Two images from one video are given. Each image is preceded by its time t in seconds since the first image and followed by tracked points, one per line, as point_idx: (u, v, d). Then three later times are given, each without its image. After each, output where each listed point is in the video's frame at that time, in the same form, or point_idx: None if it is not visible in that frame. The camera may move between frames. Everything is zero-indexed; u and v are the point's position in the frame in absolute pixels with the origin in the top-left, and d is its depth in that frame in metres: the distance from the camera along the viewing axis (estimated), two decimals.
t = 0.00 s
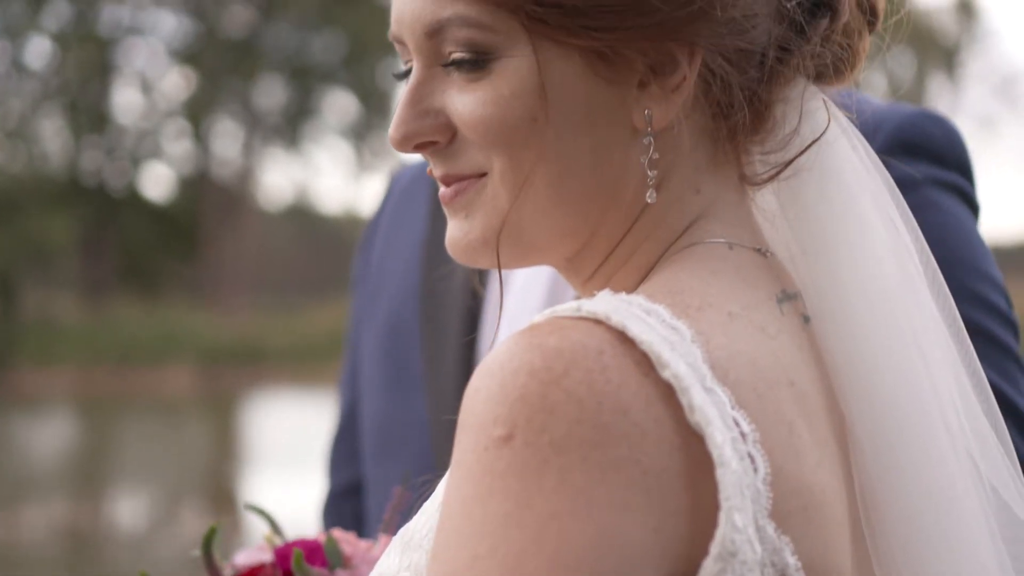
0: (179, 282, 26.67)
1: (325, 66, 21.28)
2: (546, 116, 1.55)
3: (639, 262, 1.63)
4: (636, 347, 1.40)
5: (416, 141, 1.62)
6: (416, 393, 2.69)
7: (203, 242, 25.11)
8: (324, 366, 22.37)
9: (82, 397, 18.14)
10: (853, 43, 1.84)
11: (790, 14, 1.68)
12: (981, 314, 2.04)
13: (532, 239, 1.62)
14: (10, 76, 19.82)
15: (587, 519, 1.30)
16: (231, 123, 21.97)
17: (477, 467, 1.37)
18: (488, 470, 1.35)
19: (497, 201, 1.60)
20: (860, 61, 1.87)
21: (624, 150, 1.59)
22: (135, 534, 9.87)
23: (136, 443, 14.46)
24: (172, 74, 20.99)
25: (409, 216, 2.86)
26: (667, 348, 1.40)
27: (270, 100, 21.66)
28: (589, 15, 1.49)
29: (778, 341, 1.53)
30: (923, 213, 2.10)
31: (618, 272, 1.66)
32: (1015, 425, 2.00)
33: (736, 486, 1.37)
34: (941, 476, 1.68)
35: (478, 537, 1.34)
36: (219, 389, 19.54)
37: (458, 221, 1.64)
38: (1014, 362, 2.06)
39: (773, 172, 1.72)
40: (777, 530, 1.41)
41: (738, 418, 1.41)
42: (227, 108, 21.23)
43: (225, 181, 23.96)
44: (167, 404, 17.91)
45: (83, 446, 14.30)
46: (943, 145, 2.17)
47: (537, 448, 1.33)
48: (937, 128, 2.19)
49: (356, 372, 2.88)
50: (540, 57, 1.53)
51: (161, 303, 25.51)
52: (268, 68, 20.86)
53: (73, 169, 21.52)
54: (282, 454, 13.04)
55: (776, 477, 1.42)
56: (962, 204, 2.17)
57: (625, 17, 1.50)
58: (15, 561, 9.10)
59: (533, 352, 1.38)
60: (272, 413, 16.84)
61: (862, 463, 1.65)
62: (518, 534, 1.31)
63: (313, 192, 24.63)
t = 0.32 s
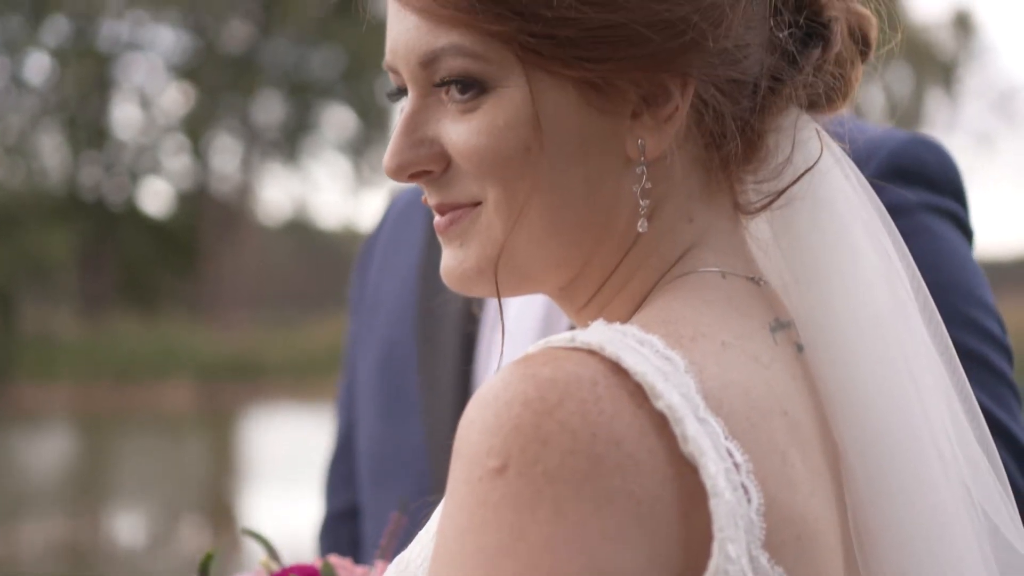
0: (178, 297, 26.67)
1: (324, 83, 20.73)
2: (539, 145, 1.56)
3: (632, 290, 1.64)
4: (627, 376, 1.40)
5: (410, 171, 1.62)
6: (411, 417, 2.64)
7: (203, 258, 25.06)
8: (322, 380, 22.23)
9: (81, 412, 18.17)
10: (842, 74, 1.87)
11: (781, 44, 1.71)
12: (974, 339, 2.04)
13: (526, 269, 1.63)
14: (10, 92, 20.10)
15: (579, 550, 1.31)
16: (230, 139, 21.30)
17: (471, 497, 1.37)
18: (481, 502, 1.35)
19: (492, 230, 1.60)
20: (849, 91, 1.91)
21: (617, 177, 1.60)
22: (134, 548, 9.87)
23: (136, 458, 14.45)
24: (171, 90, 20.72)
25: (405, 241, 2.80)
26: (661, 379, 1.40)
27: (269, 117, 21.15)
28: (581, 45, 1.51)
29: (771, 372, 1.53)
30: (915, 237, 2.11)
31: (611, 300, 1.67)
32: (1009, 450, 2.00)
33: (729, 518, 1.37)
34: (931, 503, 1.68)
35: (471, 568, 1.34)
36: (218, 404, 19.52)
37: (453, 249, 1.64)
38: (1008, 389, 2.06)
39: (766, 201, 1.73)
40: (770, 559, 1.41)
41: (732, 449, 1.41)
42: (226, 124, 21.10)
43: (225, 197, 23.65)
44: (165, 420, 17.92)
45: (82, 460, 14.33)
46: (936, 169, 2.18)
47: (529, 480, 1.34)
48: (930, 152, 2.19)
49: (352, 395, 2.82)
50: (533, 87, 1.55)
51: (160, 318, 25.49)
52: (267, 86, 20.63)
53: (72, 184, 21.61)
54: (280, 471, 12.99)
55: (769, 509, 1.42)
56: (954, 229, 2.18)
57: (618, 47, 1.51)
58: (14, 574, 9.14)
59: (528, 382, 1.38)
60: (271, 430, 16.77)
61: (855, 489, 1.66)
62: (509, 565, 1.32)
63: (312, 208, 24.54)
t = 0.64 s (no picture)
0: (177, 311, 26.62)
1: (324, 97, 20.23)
2: (536, 177, 1.57)
3: (631, 319, 1.65)
4: (626, 409, 1.40)
5: (408, 200, 1.62)
6: (408, 440, 2.60)
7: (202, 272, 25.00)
8: (320, 394, 22.11)
9: (80, 429, 18.06)
10: (839, 104, 1.89)
11: (777, 75, 1.72)
12: (971, 366, 2.04)
13: (523, 298, 1.63)
14: (9, 108, 19.94)
15: None
16: (230, 156, 21.32)
17: (469, 531, 1.36)
18: (479, 535, 1.35)
19: (488, 261, 1.61)
20: (847, 119, 1.92)
21: (615, 208, 1.61)
22: (131, 564, 9.83)
23: (132, 474, 14.40)
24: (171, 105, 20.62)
25: (402, 268, 2.75)
26: (659, 414, 1.39)
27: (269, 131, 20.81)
28: (579, 76, 1.52)
29: (770, 403, 1.53)
30: (911, 265, 2.11)
31: (608, 330, 1.67)
32: (1004, 474, 2.00)
33: (727, 551, 1.37)
34: (929, 532, 1.69)
35: None
36: (216, 419, 19.45)
37: (450, 279, 1.65)
38: (1005, 416, 2.06)
39: (764, 230, 1.74)
40: None
41: (729, 481, 1.41)
42: (226, 139, 21.00)
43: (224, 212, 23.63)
44: (162, 435, 17.84)
45: (79, 477, 14.22)
46: (932, 196, 2.18)
47: (528, 512, 1.33)
48: (924, 179, 2.19)
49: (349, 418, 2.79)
50: (529, 118, 1.56)
51: (160, 333, 25.46)
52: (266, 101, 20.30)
53: (71, 200, 21.60)
54: (278, 486, 12.93)
55: (767, 539, 1.42)
56: (950, 254, 2.18)
57: (616, 80, 1.53)
58: None
59: (525, 414, 1.38)
60: (268, 445, 16.67)
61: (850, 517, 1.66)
62: None
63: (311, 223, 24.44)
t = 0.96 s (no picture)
0: (177, 326, 26.66)
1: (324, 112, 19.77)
2: (537, 208, 1.58)
3: (632, 348, 1.66)
4: (627, 440, 1.40)
5: (408, 233, 1.63)
6: (407, 467, 2.58)
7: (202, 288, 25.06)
8: (319, 409, 22.09)
9: (80, 443, 18.06)
10: (840, 133, 1.90)
11: (777, 105, 1.74)
12: (971, 393, 2.04)
13: (524, 329, 1.64)
14: (9, 123, 20.00)
15: None
16: (229, 170, 21.34)
17: (469, 565, 1.37)
18: (479, 567, 1.35)
19: (489, 291, 1.62)
20: (846, 146, 1.93)
21: (615, 239, 1.63)
22: None
23: (130, 488, 14.46)
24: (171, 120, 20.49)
25: (402, 289, 2.75)
26: (660, 445, 1.40)
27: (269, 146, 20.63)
28: (580, 109, 1.54)
29: (771, 435, 1.53)
30: (909, 291, 2.11)
31: (608, 364, 1.69)
32: (1002, 501, 1.99)
33: None
34: (928, 557, 1.70)
35: None
36: (215, 433, 19.49)
37: (451, 310, 1.66)
38: (1004, 442, 2.06)
39: (764, 259, 1.75)
40: None
41: (731, 514, 1.41)
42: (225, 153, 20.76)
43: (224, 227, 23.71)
44: (161, 449, 17.88)
45: (78, 491, 14.27)
46: (931, 221, 2.18)
47: (529, 545, 1.33)
48: (923, 204, 2.19)
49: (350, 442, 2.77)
50: (529, 151, 1.58)
51: (158, 346, 25.52)
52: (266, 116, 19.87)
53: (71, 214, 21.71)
54: (277, 501, 12.91)
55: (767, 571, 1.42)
56: (949, 281, 2.19)
57: (615, 112, 1.54)
58: None
59: (526, 446, 1.39)
60: (266, 460, 16.72)
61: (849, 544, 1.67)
62: None
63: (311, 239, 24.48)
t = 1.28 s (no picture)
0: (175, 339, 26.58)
1: (324, 127, 20.39)
2: (539, 236, 1.59)
3: (636, 374, 1.66)
4: (633, 467, 1.40)
5: (412, 260, 1.63)
6: (410, 489, 2.57)
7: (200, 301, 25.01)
8: (318, 422, 22.02)
9: (79, 459, 17.92)
10: (842, 155, 1.90)
11: (778, 129, 1.74)
12: (973, 415, 2.04)
13: (527, 356, 1.65)
14: (9, 138, 19.57)
15: None
16: (229, 184, 21.30)
17: None
18: None
19: (493, 317, 1.63)
20: (850, 168, 1.94)
21: (616, 266, 1.63)
22: None
23: (129, 503, 14.37)
24: (171, 135, 20.43)
25: (406, 309, 2.74)
26: (665, 472, 1.40)
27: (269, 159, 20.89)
28: (580, 138, 1.54)
29: (776, 459, 1.53)
30: (910, 315, 2.11)
31: (610, 388, 1.69)
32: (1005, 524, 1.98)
33: None
34: None
35: None
36: (214, 448, 19.43)
37: (454, 336, 1.67)
38: (1006, 463, 2.06)
39: (767, 282, 1.75)
40: None
41: (737, 540, 1.41)
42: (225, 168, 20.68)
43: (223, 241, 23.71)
44: (160, 464, 17.81)
45: (76, 506, 14.18)
46: (933, 244, 2.18)
47: (535, 569, 1.33)
48: (924, 227, 2.19)
49: (353, 464, 2.76)
50: (532, 177, 1.58)
51: (157, 360, 25.43)
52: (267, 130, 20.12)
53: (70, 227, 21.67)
54: (278, 517, 12.78)
55: None
56: (951, 303, 2.18)
57: (615, 138, 1.55)
58: None
59: (531, 472, 1.39)
60: (266, 474, 16.69)
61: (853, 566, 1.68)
62: None
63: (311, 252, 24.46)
